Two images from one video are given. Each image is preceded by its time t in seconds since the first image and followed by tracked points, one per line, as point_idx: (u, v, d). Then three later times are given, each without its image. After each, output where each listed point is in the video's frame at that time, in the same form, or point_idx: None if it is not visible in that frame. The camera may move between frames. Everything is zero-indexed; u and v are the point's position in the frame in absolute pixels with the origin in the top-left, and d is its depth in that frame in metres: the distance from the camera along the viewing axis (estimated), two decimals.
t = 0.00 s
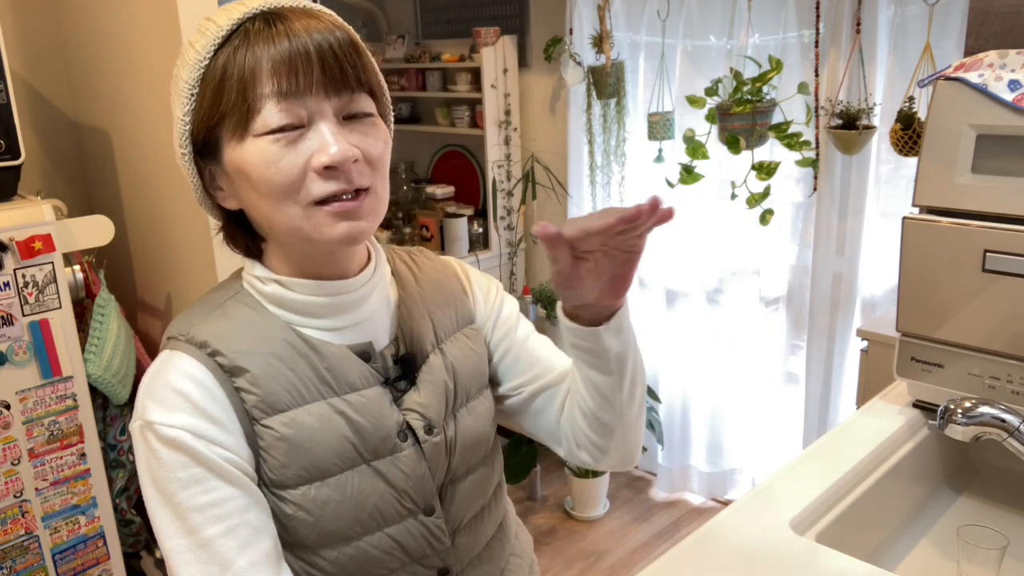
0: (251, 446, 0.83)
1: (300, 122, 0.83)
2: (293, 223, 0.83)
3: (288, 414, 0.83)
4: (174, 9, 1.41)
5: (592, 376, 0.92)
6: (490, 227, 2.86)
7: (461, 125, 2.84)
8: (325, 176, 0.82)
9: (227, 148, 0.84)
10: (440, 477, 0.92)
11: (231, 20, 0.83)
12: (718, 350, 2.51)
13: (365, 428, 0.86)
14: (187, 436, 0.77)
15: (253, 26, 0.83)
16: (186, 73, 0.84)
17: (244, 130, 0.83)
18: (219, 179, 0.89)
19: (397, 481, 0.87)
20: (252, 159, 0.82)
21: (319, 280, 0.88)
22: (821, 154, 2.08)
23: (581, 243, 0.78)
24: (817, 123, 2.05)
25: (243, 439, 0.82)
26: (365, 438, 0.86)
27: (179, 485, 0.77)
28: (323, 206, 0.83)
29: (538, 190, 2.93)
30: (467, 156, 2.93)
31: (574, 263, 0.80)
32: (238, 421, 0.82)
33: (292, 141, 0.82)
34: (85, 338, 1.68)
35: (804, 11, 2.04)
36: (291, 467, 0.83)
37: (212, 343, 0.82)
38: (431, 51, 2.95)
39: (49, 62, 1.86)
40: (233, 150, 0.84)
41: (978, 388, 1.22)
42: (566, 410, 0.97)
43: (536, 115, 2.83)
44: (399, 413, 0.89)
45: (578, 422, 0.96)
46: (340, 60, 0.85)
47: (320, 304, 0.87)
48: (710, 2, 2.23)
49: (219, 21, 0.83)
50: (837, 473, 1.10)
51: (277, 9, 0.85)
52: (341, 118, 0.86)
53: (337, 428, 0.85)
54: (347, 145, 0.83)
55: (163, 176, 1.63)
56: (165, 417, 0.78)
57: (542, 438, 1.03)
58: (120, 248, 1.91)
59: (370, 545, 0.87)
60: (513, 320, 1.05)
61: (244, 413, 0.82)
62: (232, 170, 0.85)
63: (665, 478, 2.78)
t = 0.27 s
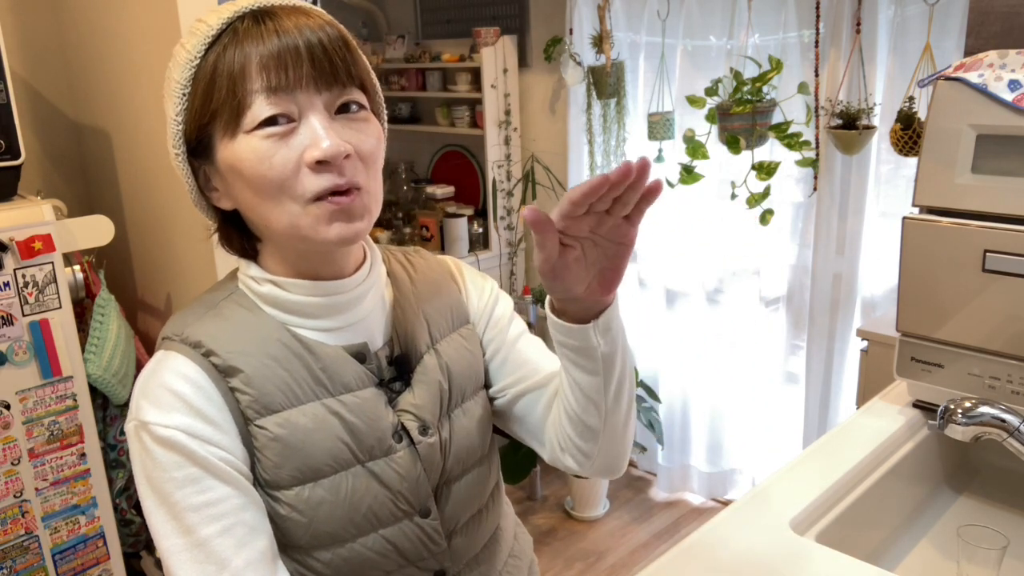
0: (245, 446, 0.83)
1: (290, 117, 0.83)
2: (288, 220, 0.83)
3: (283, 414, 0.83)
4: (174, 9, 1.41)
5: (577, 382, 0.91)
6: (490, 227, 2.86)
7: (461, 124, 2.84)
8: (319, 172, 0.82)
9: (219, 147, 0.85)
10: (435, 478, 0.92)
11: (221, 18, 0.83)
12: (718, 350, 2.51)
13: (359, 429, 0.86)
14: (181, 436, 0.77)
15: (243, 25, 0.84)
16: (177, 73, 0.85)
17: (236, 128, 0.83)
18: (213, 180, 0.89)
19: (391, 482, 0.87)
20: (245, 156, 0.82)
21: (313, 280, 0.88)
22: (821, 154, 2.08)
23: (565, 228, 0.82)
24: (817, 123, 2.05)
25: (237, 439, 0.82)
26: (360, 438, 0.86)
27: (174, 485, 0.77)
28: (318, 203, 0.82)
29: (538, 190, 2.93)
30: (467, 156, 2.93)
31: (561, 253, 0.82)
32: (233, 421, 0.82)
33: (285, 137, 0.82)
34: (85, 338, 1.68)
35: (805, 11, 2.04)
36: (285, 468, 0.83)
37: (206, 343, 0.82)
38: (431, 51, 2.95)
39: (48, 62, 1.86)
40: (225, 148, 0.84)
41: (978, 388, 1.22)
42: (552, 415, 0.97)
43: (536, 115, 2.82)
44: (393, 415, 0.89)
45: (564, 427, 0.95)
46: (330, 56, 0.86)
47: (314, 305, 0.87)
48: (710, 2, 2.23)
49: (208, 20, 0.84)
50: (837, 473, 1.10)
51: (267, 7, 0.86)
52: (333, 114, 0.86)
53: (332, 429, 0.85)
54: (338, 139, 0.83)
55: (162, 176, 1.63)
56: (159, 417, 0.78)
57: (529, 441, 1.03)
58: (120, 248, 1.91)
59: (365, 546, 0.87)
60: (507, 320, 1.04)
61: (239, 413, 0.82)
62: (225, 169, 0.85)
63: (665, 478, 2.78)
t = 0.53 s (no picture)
0: (243, 448, 0.83)
1: (279, 125, 0.83)
2: (278, 228, 0.84)
3: (281, 416, 0.83)
4: (174, 9, 1.41)
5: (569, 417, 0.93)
6: (490, 227, 2.86)
7: (461, 125, 2.83)
8: (308, 180, 0.82)
9: (210, 157, 0.85)
10: (433, 481, 0.92)
11: (206, 27, 0.83)
12: (718, 350, 2.52)
13: (358, 432, 0.86)
14: (180, 440, 0.77)
15: (228, 33, 0.84)
16: (165, 83, 0.85)
17: (225, 137, 0.83)
18: (206, 189, 0.89)
19: (390, 485, 0.87)
20: (234, 165, 0.83)
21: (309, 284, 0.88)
22: (821, 154, 2.08)
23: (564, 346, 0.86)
24: (817, 123, 2.05)
25: (235, 441, 0.82)
26: (359, 441, 0.86)
27: (172, 488, 0.78)
28: (308, 210, 0.83)
29: (538, 190, 2.93)
30: (467, 156, 2.93)
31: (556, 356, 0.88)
32: (231, 424, 0.82)
33: (273, 145, 0.82)
34: (85, 338, 1.68)
35: (805, 11, 2.04)
36: (284, 470, 0.83)
37: (204, 346, 0.82)
38: (431, 51, 2.95)
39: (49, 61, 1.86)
40: (215, 156, 0.84)
41: (978, 388, 1.22)
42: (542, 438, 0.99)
43: (536, 115, 2.82)
44: (392, 418, 0.89)
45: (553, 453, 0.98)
46: (316, 61, 0.85)
47: (312, 309, 0.87)
48: (710, 2, 2.23)
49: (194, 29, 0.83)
50: (838, 473, 1.10)
51: (252, 14, 0.85)
52: (321, 119, 0.86)
53: (331, 431, 0.85)
54: (328, 146, 0.83)
55: (162, 176, 1.63)
56: (157, 419, 0.78)
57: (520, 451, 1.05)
58: (119, 249, 1.91)
59: (364, 549, 0.87)
60: (506, 329, 1.04)
61: (237, 416, 0.82)
62: (215, 177, 0.86)
63: (665, 478, 2.78)
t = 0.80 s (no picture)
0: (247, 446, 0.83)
1: (308, 134, 0.82)
2: (291, 232, 0.84)
3: (286, 417, 0.83)
4: (173, 8, 1.41)
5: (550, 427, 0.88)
6: (490, 227, 2.86)
7: (461, 125, 2.83)
8: (328, 191, 0.82)
9: (235, 152, 0.84)
10: (432, 487, 0.92)
11: (250, 23, 0.81)
12: (718, 350, 2.52)
13: (360, 436, 0.86)
14: (189, 432, 0.77)
15: (271, 33, 0.82)
16: (200, 72, 0.83)
17: (252, 138, 0.82)
18: (227, 179, 0.88)
19: (388, 490, 0.88)
20: (257, 167, 0.82)
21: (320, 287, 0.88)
22: (821, 154, 2.08)
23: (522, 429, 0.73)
24: (817, 123, 2.05)
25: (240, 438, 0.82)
26: (360, 445, 0.86)
27: (178, 480, 0.77)
28: (323, 220, 0.83)
29: (538, 190, 2.93)
30: (467, 156, 2.93)
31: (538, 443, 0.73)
32: (238, 420, 0.81)
33: (298, 153, 0.82)
34: (85, 338, 1.68)
35: (804, 11, 2.04)
36: (285, 470, 0.83)
37: (214, 340, 0.81)
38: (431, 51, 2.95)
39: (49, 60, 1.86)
40: (240, 154, 0.83)
41: (978, 388, 1.22)
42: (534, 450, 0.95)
43: (536, 115, 2.82)
44: (393, 426, 0.89)
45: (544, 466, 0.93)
46: (354, 72, 0.84)
47: (322, 312, 0.87)
48: (710, 2, 2.23)
49: (238, 23, 0.82)
50: (837, 473, 1.10)
51: (298, 14, 0.83)
52: (351, 133, 0.85)
53: (334, 434, 0.85)
54: (352, 160, 0.83)
55: (162, 176, 1.63)
56: (166, 409, 0.76)
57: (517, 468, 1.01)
58: (119, 249, 1.91)
59: (357, 553, 0.88)
60: (510, 342, 1.03)
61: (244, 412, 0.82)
62: (238, 173, 0.85)
63: (665, 478, 2.78)
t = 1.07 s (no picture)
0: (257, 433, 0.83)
1: (359, 132, 0.82)
2: (324, 223, 0.82)
3: (296, 406, 0.84)
4: (173, 8, 1.41)
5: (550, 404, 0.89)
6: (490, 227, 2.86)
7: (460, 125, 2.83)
8: (369, 190, 0.81)
9: (284, 139, 0.84)
10: (435, 488, 0.91)
11: (323, 18, 0.82)
12: (718, 350, 2.52)
13: (366, 432, 0.86)
14: (203, 405, 0.77)
15: (341, 30, 0.82)
16: (265, 56, 0.83)
17: (303, 127, 0.82)
18: (271, 162, 0.88)
19: (389, 488, 0.88)
20: (303, 155, 0.81)
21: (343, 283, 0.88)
22: (822, 155, 2.08)
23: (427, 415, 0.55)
24: (817, 123, 2.05)
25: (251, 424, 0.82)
26: (365, 441, 0.86)
27: (193, 453, 0.77)
28: (358, 215, 0.81)
29: (538, 190, 2.93)
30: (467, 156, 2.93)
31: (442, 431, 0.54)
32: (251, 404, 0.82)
33: (346, 148, 0.81)
34: (85, 338, 1.68)
35: (804, 11, 2.04)
36: (291, 458, 0.84)
37: (232, 323, 0.83)
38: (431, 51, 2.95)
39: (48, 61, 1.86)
40: (288, 141, 0.83)
41: (978, 388, 1.22)
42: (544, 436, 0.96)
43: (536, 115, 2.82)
44: (398, 425, 0.89)
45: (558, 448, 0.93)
46: (416, 80, 0.83)
47: (341, 307, 0.87)
48: (709, 3, 2.23)
49: (313, 15, 0.83)
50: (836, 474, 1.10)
51: (370, 16, 0.84)
52: (400, 140, 0.84)
53: (340, 427, 0.85)
54: (396, 163, 0.82)
55: (162, 176, 1.63)
56: (183, 384, 0.77)
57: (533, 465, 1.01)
58: (119, 249, 1.91)
59: (355, 548, 0.88)
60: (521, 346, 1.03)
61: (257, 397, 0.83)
62: (283, 159, 0.85)
63: (665, 478, 2.78)
